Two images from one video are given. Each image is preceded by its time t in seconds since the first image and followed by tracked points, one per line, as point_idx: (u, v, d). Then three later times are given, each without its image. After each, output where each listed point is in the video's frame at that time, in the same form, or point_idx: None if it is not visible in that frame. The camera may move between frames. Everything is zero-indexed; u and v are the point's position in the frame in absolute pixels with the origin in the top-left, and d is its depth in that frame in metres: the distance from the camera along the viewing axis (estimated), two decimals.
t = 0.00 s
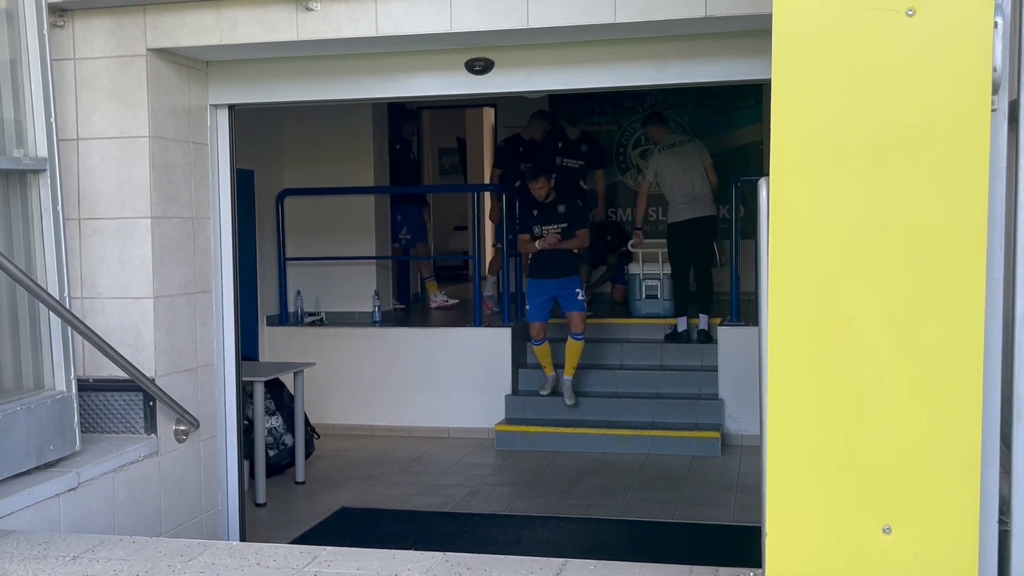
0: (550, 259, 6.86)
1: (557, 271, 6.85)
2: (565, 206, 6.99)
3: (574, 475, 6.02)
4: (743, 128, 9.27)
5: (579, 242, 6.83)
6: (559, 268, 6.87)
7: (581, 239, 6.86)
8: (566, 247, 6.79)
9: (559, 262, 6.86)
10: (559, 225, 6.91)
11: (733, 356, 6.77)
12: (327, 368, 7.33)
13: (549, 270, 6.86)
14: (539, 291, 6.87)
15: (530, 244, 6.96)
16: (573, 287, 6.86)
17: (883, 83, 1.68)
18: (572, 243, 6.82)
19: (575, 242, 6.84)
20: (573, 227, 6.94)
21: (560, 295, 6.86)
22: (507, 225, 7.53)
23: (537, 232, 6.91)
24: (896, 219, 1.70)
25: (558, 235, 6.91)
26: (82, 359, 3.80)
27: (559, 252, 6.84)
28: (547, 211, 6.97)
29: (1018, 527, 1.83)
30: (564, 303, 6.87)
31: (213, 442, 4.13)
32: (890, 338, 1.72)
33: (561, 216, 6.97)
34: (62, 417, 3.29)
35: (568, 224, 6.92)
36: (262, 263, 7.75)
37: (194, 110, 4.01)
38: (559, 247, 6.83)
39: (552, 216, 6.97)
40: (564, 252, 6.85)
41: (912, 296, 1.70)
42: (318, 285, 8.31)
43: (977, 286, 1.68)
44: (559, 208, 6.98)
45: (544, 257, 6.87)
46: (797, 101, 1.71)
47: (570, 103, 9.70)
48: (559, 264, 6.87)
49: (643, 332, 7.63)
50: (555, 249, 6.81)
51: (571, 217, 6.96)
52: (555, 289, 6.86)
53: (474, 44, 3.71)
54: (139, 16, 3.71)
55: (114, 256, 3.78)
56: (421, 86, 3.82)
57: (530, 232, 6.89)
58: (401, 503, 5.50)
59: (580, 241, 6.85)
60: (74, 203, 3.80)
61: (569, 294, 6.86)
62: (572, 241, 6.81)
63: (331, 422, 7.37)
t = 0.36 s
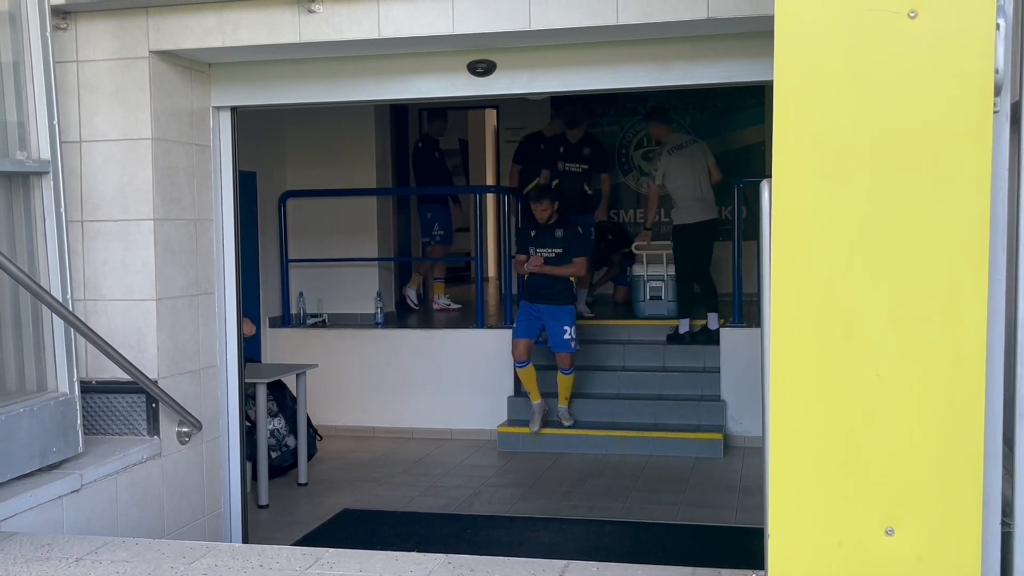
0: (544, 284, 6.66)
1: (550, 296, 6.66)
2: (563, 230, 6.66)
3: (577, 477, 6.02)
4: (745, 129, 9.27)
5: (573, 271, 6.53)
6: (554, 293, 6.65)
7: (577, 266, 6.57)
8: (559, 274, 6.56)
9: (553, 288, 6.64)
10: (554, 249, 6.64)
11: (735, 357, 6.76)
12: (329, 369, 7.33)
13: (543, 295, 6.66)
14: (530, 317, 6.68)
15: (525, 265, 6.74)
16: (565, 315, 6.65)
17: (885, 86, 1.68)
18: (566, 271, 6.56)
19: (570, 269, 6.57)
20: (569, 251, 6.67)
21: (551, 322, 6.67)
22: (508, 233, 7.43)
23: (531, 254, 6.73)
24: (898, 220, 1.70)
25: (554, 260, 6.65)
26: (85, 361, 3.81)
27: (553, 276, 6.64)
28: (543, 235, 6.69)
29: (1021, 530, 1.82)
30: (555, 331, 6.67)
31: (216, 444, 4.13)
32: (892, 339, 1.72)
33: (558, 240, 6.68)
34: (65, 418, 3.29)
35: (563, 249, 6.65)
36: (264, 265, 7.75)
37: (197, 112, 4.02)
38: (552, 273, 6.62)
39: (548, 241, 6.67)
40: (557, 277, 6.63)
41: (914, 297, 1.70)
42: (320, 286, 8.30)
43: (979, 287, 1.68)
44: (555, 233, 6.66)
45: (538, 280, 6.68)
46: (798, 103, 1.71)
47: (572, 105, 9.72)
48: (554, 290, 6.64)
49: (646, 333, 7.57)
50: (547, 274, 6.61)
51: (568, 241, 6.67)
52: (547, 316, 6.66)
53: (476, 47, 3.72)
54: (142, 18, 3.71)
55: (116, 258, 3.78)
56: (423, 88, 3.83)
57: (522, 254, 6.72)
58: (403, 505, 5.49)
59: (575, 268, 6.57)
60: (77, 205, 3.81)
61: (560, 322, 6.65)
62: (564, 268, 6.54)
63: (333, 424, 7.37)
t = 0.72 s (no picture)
0: (531, 308, 6.37)
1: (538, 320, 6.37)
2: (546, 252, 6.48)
3: (580, 478, 6.01)
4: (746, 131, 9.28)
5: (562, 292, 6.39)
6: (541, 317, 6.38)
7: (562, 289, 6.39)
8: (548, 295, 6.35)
9: (540, 313, 6.36)
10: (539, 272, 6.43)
11: (738, 359, 6.76)
12: (332, 371, 7.34)
13: (529, 319, 6.38)
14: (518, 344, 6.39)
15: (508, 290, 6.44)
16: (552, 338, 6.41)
17: (888, 88, 1.68)
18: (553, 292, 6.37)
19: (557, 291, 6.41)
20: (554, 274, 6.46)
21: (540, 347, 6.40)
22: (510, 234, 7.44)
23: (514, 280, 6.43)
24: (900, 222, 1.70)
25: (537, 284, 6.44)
26: (88, 362, 3.82)
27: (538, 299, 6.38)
28: (527, 258, 6.46)
29: None
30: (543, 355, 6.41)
31: (218, 445, 4.14)
32: (895, 341, 1.72)
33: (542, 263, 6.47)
34: (68, 419, 3.29)
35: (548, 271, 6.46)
36: (267, 267, 7.75)
37: (200, 113, 4.02)
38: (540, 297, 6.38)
39: (533, 264, 6.46)
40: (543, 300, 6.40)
41: (916, 298, 1.70)
42: (322, 287, 8.28)
43: (982, 289, 1.68)
44: (540, 254, 6.45)
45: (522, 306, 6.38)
46: (802, 105, 1.71)
47: (575, 106, 9.71)
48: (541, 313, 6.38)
49: (648, 334, 7.55)
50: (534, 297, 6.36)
51: (553, 263, 6.47)
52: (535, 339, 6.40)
53: (478, 48, 3.72)
54: (145, 20, 3.72)
55: (119, 259, 3.79)
56: (426, 90, 3.84)
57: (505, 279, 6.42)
58: (406, 506, 5.49)
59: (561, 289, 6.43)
60: (80, 206, 3.81)
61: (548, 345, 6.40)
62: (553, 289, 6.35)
63: (336, 426, 7.37)
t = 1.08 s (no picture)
0: (520, 311, 5.96)
1: (527, 325, 5.95)
2: (540, 253, 6.05)
3: (583, 480, 6.01)
4: (750, 132, 9.28)
5: (552, 297, 5.95)
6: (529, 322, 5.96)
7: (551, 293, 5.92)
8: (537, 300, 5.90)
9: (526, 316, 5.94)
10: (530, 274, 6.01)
11: (741, 360, 6.76)
12: (335, 373, 7.34)
13: (517, 323, 5.96)
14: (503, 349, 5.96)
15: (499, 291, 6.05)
16: (539, 344, 5.95)
17: (890, 90, 1.68)
18: (542, 297, 5.93)
19: (547, 295, 5.96)
20: (546, 277, 6.03)
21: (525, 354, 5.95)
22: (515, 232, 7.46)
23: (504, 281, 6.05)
24: (902, 224, 1.70)
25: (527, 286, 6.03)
26: (91, 365, 3.82)
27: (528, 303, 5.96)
28: (520, 258, 6.06)
29: None
30: (528, 362, 5.95)
31: (222, 447, 4.14)
32: (899, 342, 1.72)
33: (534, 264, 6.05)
34: (72, 421, 3.30)
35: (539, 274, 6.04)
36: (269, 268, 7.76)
37: (202, 115, 4.02)
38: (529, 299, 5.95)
39: (525, 265, 6.05)
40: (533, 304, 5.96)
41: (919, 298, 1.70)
42: (326, 289, 8.32)
43: (985, 291, 1.67)
44: (533, 256, 6.02)
45: (511, 309, 5.98)
46: (805, 107, 1.71)
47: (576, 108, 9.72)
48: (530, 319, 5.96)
49: (651, 336, 7.58)
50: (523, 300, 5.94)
51: (546, 266, 6.03)
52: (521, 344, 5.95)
53: (480, 50, 3.72)
54: (148, 23, 3.72)
55: (122, 261, 3.79)
56: (429, 92, 3.84)
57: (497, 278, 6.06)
58: (409, 508, 5.49)
59: (551, 294, 5.99)
60: (83, 208, 3.82)
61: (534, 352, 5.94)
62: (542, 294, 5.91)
63: (339, 427, 7.37)
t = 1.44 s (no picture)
0: (505, 318, 5.61)
1: (512, 333, 5.60)
2: (523, 255, 5.68)
3: (586, 481, 6.00)
4: (753, 133, 9.28)
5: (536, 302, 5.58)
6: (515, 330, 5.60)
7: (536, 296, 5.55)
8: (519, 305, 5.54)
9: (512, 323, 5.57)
10: (513, 277, 5.65)
11: (744, 361, 6.75)
12: (338, 374, 7.35)
13: (503, 331, 5.60)
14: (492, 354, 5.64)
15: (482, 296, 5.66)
16: (529, 353, 5.62)
17: (893, 92, 1.68)
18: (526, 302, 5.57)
19: (531, 300, 5.61)
20: (531, 280, 5.67)
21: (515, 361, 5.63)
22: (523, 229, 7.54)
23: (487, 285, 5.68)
24: (905, 225, 1.69)
25: (513, 290, 5.67)
26: (95, 367, 3.83)
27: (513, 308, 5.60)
28: (503, 261, 5.68)
29: None
30: (518, 370, 5.65)
31: (226, 449, 4.15)
32: (901, 344, 1.71)
33: (517, 267, 5.68)
34: (75, 424, 3.31)
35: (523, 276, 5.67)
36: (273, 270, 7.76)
37: (206, 118, 4.03)
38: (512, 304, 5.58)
39: (508, 268, 5.68)
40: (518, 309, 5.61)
41: (921, 301, 1.70)
42: (329, 291, 8.32)
43: (988, 293, 1.67)
44: (516, 258, 5.66)
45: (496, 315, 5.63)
46: (807, 110, 1.71)
47: (579, 109, 9.70)
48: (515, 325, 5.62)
49: (654, 338, 7.58)
50: (506, 305, 5.59)
51: (530, 267, 5.66)
52: (513, 351, 5.62)
53: (483, 51, 3.72)
54: (151, 25, 3.73)
55: (126, 263, 3.80)
56: (432, 93, 3.84)
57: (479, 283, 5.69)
58: (412, 510, 5.49)
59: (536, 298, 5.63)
60: (87, 211, 3.82)
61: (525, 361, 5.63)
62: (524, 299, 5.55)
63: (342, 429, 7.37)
